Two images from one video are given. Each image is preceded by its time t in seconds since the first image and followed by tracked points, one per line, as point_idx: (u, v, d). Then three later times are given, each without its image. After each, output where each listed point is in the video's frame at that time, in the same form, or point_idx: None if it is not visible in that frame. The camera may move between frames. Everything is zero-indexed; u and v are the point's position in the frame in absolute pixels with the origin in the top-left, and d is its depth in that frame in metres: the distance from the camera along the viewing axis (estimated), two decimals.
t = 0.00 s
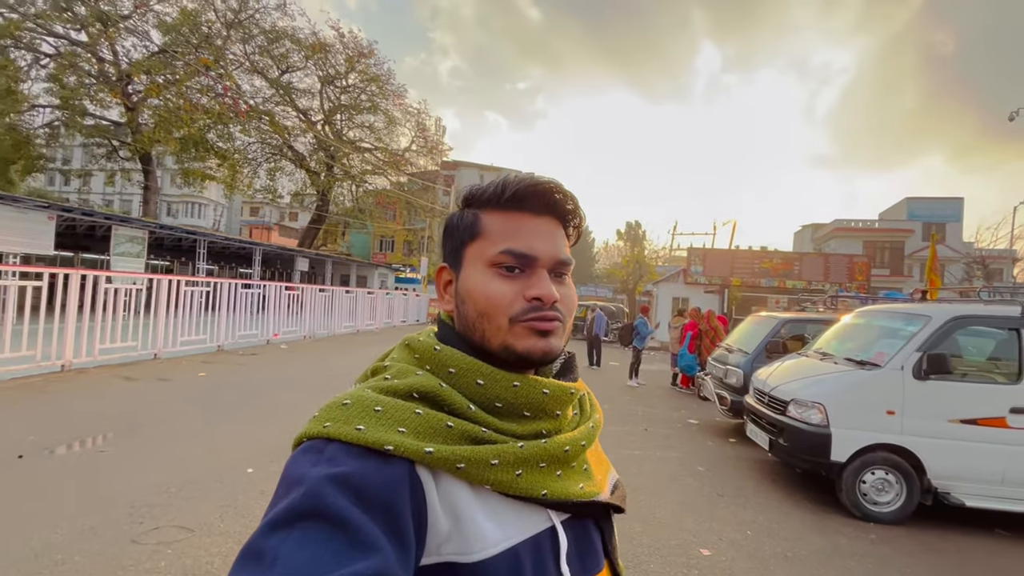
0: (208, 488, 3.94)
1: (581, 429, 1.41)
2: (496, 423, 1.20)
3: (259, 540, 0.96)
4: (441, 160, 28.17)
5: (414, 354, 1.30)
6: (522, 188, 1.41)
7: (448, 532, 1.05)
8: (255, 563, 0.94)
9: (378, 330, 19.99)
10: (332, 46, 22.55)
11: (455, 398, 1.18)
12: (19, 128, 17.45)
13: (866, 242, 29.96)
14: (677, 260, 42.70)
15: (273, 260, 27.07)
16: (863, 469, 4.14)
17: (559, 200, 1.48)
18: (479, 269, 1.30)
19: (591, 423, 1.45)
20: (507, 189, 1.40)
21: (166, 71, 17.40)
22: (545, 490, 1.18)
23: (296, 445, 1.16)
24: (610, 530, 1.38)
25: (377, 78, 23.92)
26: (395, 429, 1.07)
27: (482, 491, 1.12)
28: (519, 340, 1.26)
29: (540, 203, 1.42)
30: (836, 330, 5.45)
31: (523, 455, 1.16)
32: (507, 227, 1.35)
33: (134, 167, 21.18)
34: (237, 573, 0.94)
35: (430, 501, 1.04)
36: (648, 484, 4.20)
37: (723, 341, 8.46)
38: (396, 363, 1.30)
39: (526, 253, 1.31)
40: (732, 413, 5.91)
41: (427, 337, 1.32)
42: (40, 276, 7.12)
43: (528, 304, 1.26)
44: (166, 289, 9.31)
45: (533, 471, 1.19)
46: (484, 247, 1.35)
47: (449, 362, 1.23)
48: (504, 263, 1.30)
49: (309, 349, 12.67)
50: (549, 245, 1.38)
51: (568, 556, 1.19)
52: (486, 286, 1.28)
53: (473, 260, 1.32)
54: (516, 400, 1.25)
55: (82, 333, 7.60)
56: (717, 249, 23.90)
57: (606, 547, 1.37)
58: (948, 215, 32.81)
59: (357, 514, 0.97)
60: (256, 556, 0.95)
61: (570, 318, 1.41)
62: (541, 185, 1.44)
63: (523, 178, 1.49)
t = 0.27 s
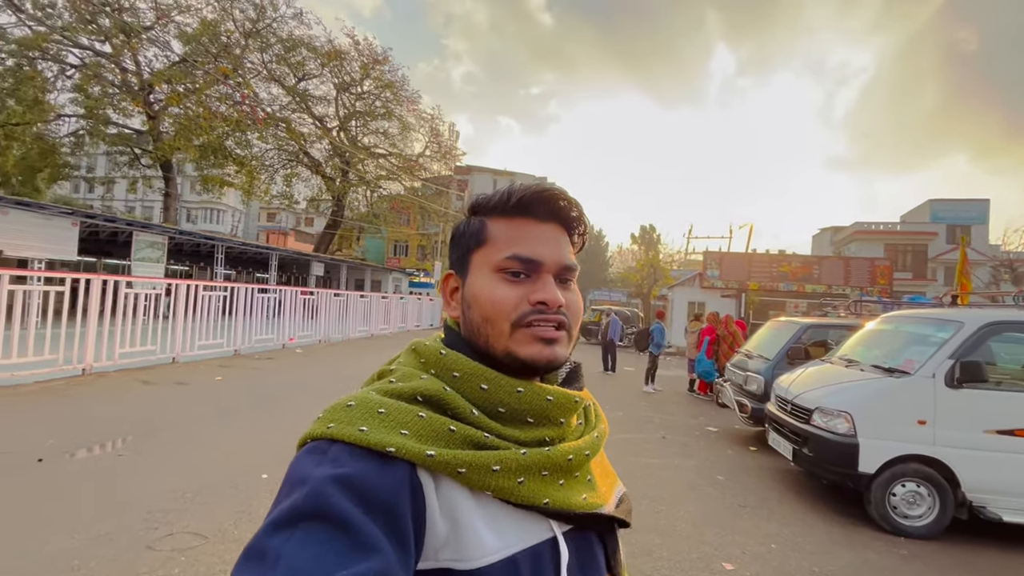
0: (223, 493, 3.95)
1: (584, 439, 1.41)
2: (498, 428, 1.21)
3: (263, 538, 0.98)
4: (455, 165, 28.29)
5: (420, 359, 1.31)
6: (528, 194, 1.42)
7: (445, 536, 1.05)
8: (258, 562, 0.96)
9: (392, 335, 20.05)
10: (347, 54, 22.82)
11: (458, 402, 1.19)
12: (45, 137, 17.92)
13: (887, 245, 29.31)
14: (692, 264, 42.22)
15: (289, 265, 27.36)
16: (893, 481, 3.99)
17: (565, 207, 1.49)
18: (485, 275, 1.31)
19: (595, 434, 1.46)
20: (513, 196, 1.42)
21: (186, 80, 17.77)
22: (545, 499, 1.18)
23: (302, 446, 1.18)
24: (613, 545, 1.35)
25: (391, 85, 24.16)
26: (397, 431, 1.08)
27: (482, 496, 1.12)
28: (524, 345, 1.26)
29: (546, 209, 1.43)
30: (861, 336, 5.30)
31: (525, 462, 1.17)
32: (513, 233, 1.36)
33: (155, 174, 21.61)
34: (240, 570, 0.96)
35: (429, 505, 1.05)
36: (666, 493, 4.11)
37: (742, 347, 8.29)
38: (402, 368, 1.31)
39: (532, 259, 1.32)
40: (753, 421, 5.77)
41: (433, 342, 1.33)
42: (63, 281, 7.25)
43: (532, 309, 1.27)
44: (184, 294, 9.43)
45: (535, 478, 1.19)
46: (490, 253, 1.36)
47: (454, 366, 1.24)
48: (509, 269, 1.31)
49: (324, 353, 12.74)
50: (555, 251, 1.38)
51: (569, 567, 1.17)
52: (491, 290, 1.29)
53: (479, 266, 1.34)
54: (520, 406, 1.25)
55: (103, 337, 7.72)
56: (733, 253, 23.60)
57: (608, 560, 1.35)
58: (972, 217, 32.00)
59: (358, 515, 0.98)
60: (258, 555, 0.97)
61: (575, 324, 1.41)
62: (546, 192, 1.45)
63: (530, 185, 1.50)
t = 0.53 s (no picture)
0: (242, 498, 3.96)
1: (590, 456, 1.41)
2: (506, 435, 1.21)
3: (274, 517, 0.98)
4: (470, 171, 28.40)
5: (435, 358, 1.33)
6: (543, 204, 1.41)
7: (442, 535, 1.05)
8: (271, 541, 0.96)
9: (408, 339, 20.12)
10: (364, 61, 23.08)
11: (469, 404, 1.19)
12: (73, 146, 18.43)
13: (912, 248, 28.57)
14: (710, 268, 41.67)
15: (306, 270, 27.70)
16: (927, 494, 3.84)
17: (583, 216, 1.47)
18: (496, 283, 1.31)
19: (602, 451, 1.45)
20: (529, 206, 1.41)
21: (208, 89, 18.18)
22: (545, 511, 1.18)
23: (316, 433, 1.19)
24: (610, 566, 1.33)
25: (407, 91, 24.39)
26: (408, 426, 1.10)
27: (483, 502, 1.12)
28: (531, 354, 1.26)
29: (561, 220, 1.42)
30: (889, 342, 5.14)
31: (529, 472, 1.17)
32: (526, 243, 1.35)
33: (178, 182, 22.08)
34: (251, 547, 0.96)
35: (432, 504, 1.05)
36: (687, 504, 4.01)
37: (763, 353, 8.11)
38: (417, 366, 1.32)
39: (542, 269, 1.31)
40: (776, 429, 5.62)
41: (449, 343, 1.34)
42: (89, 287, 7.41)
43: (539, 318, 1.26)
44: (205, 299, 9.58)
45: (537, 491, 1.19)
46: (503, 261, 1.36)
47: (466, 369, 1.25)
48: (520, 278, 1.30)
49: (341, 358, 12.83)
50: (567, 261, 1.37)
51: None
52: (501, 298, 1.29)
53: (491, 274, 1.34)
54: (527, 414, 1.25)
55: (126, 341, 7.87)
56: (752, 257, 23.25)
57: None
58: (1002, 219, 31.04)
59: (369, 502, 0.98)
60: (271, 534, 0.97)
61: (586, 336, 1.39)
62: (563, 202, 1.44)
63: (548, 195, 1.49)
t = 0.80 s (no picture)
0: (266, 501, 4.01)
1: (609, 466, 1.38)
2: (528, 438, 1.19)
3: (309, 498, 1.00)
4: (487, 176, 28.53)
5: (462, 359, 1.31)
6: (576, 217, 1.39)
7: (462, 530, 1.05)
8: (306, 520, 0.98)
9: (426, 344, 20.22)
10: (382, 70, 23.40)
11: (494, 405, 1.18)
12: (103, 156, 19.04)
13: (941, 251, 27.76)
14: (730, 272, 41.06)
15: (326, 276, 28.09)
16: (964, 507, 3.70)
17: (616, 232, 1.44)
18: (522, 293, 1.30)
19: (621, 462, 1.43)
20: (561, 217, 1.39)
21: (232, 100, 18.63)
22: (564, 515, 1.15)
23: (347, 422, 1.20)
24: None
25: (425, 99, 24.68)
26: (435, 421, 1.09)
27: (504, 500, 1.11)
28: (551, 365, 1.26)
29: (594, 234, 1.39)
30: (920, 350, 5.00)
31: (550, 475, 1.16)
32: (556, 255, 1.33)
33: (202, 190, 22.63)
34: (286, 525, 0.99)
35: (454, 499, 1.05)
36: (712, 514, 3.92)
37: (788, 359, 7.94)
38: (444, 363, 1.31)
39: (570, 282, 1.30)
40: (802, 438, 5.48)
41: (476, 345, 1.33)
42: (118, 293, 7.60)
43: (562, 331, 1.26)
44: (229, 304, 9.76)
45: (556, 493, 1.16)
46: (531, 271, 1.35)
47: (492, 370, 1.23)
48: (547, 290, 1.29)
49: (360, 362, 12.94)
50: (596, 276, 1.35)
51: None
52: (526, 308, 1.28)
53: (518, 283, 1.33)
54: (549, 418, 1.24)
55: (153, 346, 8.05)
56: (773, 261, 22.86)
57: None
58: None
59: (399, 491, 0.99)
60: (306, 514, 0.99)
61: (609, 351, 1.38)
62: (597, 217, 1.41)
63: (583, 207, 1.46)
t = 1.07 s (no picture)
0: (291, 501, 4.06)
1: (615, 466, 1.39)
2: (534, 440, 1.19)
3: (315, 506, 0.98)
4: (504, 180, 28.61)
5: (465, 364, 1.30)
6: (584, 222, 1.39)
7: (470, 533, 1.05)
8: (311, 528, 0.96)
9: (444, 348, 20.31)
10: (401, 76, 23.68)
11: (500, 408, 1.18)
12: (133, 164, 19.64)
13: (973, 253, 26.88)
14: (752, 276, 40.38)
15: (346, 280, 28.45)
16: (1005, 520, 3.54)
17: (623, 237, 1.44)
18: (530, 296, 1.29)
19: (626, 461, 1.43)
20: (569, 221, 1.38)
21: (255, 108, 19.08)
22: (572, 515, 1.15)
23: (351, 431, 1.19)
24: None
25: (443, 104, 24.89)
26: (442, 425, 1.09)
27: (512, 503, 1.10)
28: (559, 368, 1.25)
29: (601, 239, 1.39)
30: (954, 356, 4.84)
31: (558, 475, 1.16)
32: (564, 258, 1.32)
33: (227, 196, 23.15)
34: (292, 534, 0.96)
35: (462, 502, 1.05)
36: (738, 521, 3.85)
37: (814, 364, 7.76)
38: (448, 368, 1.31)
39: (577, 286, 1.29)
40: (831, 445, 5.41)
41: (480, 349, 1.33)
42: (148, 296, 7.81)
43: (570, 334, 1.25)
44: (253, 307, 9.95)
45: (563, 495, 1.16)
46: (539, 274, 1.34)
47: (497, 374, 1.24)
48: (554, 294, 1.29)
49: (380, 365, 13.06)
50: (603, 281, 1.35)
51: None
52: (534, 312, 1.27)
53: (526, 287, 1.32)
54: (555, 419, 1.24)
55: (180, 348, 8.24)
56: (797, 264, 22.40)
57: None
58: None
59: (407, 496, 0.98)
60: (312, 521, 0.96)
61: (615, 354, 1.38)
62: (605, 221, 1.41)
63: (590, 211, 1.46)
